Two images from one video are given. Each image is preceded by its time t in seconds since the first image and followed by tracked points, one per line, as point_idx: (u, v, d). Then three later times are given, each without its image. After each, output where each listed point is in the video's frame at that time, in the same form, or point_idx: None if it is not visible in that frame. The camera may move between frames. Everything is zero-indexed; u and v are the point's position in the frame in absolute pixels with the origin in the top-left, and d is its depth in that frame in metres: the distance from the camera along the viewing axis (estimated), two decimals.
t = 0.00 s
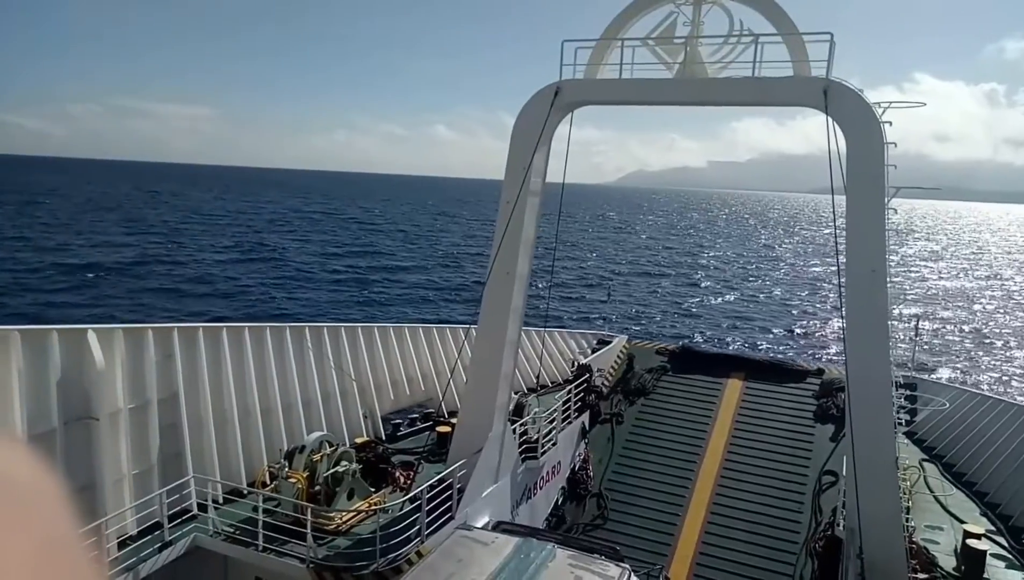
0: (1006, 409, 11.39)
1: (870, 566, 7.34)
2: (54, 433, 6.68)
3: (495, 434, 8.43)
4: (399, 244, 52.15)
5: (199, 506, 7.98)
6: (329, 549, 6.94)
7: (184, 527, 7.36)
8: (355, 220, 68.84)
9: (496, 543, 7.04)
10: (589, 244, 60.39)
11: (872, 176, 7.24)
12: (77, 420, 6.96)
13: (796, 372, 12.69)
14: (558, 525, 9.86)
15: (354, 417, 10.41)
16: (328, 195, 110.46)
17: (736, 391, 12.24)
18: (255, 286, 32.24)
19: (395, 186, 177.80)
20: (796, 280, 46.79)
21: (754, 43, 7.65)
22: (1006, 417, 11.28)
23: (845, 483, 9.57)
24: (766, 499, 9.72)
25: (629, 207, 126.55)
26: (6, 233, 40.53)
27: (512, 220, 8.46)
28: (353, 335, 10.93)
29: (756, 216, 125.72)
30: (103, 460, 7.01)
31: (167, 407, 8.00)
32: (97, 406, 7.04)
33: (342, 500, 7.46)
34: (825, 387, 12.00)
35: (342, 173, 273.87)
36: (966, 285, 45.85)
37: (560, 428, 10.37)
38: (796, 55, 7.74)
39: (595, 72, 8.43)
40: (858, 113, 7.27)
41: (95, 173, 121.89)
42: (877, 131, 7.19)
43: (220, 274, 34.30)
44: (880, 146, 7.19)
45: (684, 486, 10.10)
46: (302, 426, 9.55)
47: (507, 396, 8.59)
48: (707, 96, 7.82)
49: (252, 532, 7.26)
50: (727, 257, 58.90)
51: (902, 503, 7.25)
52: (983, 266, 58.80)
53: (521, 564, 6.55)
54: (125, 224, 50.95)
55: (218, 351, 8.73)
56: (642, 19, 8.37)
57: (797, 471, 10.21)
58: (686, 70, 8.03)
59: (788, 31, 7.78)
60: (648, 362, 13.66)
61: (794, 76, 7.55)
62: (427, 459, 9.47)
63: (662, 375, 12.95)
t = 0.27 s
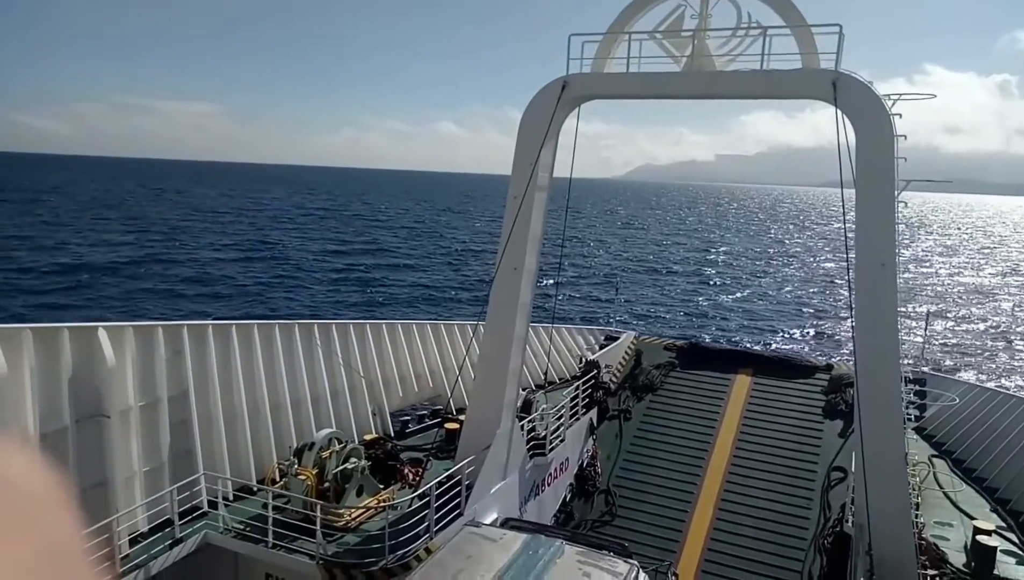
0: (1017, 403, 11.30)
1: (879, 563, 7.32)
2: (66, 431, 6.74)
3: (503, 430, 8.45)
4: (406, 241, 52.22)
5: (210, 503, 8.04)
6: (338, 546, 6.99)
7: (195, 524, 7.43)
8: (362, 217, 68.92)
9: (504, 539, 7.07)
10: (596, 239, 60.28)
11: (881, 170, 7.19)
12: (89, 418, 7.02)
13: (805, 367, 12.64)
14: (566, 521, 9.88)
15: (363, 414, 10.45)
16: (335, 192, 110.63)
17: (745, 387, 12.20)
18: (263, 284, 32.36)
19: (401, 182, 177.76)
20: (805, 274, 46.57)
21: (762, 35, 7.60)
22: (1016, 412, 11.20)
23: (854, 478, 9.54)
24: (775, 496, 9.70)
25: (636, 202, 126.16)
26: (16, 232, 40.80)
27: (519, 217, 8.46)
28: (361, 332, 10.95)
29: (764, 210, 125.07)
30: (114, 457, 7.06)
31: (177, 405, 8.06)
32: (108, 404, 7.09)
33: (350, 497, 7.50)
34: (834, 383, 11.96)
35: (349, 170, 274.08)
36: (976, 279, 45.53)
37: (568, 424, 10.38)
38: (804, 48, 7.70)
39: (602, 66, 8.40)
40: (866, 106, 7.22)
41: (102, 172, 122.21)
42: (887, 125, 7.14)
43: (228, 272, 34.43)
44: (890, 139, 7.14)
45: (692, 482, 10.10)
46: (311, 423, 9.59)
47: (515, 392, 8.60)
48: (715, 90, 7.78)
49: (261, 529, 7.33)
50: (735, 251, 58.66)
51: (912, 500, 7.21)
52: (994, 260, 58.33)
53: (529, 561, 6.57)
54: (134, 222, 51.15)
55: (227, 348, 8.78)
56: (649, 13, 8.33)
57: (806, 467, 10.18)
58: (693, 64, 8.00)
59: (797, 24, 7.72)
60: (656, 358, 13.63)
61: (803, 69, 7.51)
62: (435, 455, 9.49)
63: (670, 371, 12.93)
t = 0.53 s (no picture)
0: (1018, 410, 11.28)
1: (880, 568, 7.30)
2: (66, 433, 6.73)
3: (503, 434, 8.43)
4: (405, 246, 52.26)
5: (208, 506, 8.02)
6: (337, 549, 6.97)
7: (194, 527, 7.41)
8: (361, 222, 68.97)
9: (504, 544, 7.05)
10: (595, 245, 60.33)
11: (881, 176, 7.20)
12: (89, 420, 7.01)
13: (806, 373, 12.63)
14: (566, 526, 9.85)
15: (363, 418, 10.44)
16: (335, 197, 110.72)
17: (745, 392, 12.19)
18: (263, 289, 32.37)
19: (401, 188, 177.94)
20: (804, 281, 46.61)
21: (762, 43, 7.63)
22: (1017, 418, 11.19)
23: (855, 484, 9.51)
24: (775, 501, 9.68)
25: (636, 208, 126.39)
26: (16, 238, 40.79)
27: (520, 221, 8.47)
28: (361, 336, 10.94)
29: (764, 217, 125.23)
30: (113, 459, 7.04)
31: (177, 407, 8.04)
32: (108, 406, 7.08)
33: (350, 500, 7.48)
34: (834, 388, 11.94)
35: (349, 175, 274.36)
36: (974, 286, 45.60)
37: (568, 429, 10.36)
38: (804, 55, 7.72)
39: (603, 73, 8.42)
40: (866, 113, 7.24)
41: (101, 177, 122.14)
42: (886, 132, 7.16)
43: (228, 278, 34.44)
44: (890, 146, 7.15)
45: (692, 487, 10.07)
46: (310, 426, 9.58)
47: (515, 396, 8.59)
48: (715, 96, 7.80)
49: (260, 532, 7.31)
50: (734, 258, 58.73)
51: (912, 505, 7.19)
52: (993, 267, 58.38)
53: (529, 565, 6.55)
54: (134, 227, 51.19)
55: (227, 350, 8.78)
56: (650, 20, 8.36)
57: (806, 473, 10.16)
58: (694, 71, 8.01)
59: (797, 32, 7.75)
60: (656, 363, 13.61)
61: (802, 77, 7.53)
62: (435, 459, 9.48)
63: (670, 376, 12.91)
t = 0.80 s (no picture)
0: (1016, 412, 11.29)
1: (877, 570, 7.31)
2: (63, 434, 6.73)
3: (501, 436, 8.43)
4: (403, 246, 52.23)
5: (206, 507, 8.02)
6: (336, 551, 6.98)
7: (192, 529, 7.41)
8: (359, 222, 68.87)
9: (502, 546, 7.05)
10: (593, 245, 60.33)
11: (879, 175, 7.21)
12: (87, 421, 7.01)
13: (804, 375, 12.64)
14: (564, 528, 9.85)
15: (362, 420, 10.43)
16: (332, 196, 110.55)
17: (743, 394, 12.20)
18: (262, 290, 32.33)
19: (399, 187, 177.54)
20: (803, 282, 46.62)
21: (761, 43, 7.62)
22: (1015, 420, 11.20)
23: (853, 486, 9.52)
24: (773, 502, 9.69)
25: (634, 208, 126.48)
26: (12, 238, 40.66)
27: (519, 223, 8.46)
28: (359, 338, 10.94)
29: (762, 217, 125.36)
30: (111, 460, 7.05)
31: (174, 409, 8.05)
32: (105, 407, 7.08)
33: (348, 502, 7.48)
34: (832, 390, 11.94)
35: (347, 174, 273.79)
36: (972, 286, 45.69)
37: (566, 431, 10.36)
38: (802, 55, 7.73)
39: (602, 72, 8.42)
40: (864, 112, 7.24)
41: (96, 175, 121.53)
42: (886, 132, 7.16)
43: (227, 278, 34.41)
44: (889, 147, 7.15)
45: (690, 488, 10.09)
46: (308, 429, 9.58)
47: (514, 398, 8.59)
48: (714, 96, 7.80)
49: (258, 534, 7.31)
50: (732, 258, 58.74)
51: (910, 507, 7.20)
52: (990, 267, 58.49)
53: (528, 567, 6.56)
54: (131, 227, 51.09)
55: (225, 351, 8.78)
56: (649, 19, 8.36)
57: (804, 475, 10.17)
58: (693, 69, 8.02)
59: (796, 31, 7.75)
60: (655, 364, 13.62)
61: (802, 76, 7.52)
62: (433, 461, 9.48)
63: (668, 378, 12.92)
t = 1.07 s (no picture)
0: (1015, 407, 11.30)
1: (877, 565, 7.32)
2: (62, 431, 6.72)
3: (501, 432, 8.43)
4: (401, 243, 52.16)
5: (206, 504, 8.02)
6: (335, 547, 6.98)
7: (192, 525, 7.41)
8: (357, 219, 68.77)
9: (502, 542, 7.05)
10: (591, 242, 60.26)
11: (878, 173, 7.21)
12: (86, 419, 7.00)
13: (803, 370, 12.65)
14: (564, 524, 9.86)
15: (361, 416, 10.43)
16: (330, 194, 110.32)
17: (742, 390, 12.20)
18: (260, 286, 32.24)
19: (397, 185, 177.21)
20: (802, 279, 46.61)
21: (760, 41, 7.62)
22: (1014, 416, 11.21)
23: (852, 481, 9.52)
24: (773, 497, 9.70)
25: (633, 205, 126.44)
26: (8, 234, 40.44)
27: (518, 220, 8.45)
28: (359, 334, 10.93)
29: (760, 214, 125.36)
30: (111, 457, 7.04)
31: (174, 406, 8.05)
32: (105, 405, 7.07)
33: (347, 498, 7.47)
34: (832, 386, 11.94)
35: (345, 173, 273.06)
36: (970, 282, 45.72)
37: (566, 427, 10.36)
38: (801, 53, 7.72)
39: (601, 71, 8.42)
40: (863, 110, 7.24)
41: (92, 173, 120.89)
42: (884, 129, 7.15)
43: (225, 275, 34.30)
44: (888, 144, 7.15)
45: (690, 484, 10.09)
46: (308, 425, 9.56)
47: (513, 394, 8.58)
48: (713, 94, 7.79)
49: (258, 531, 7.31)
50: (730, 255, 58.68)
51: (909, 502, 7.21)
52: (988, 264, 58.56)
53: (528, 562, 6.56)
54: (129, 224, 50.92)
55: (224, 348, 8.77)
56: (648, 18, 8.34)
57: (804, 470, 10.17)
58: (692, 68, 8.01)
59: (795, 29, 7.74)
60: (654, 360, 13.63)
61: (801, 74, 7.52)
62: (433, 458, 9.48)
63: (668, 373, 12.92)
